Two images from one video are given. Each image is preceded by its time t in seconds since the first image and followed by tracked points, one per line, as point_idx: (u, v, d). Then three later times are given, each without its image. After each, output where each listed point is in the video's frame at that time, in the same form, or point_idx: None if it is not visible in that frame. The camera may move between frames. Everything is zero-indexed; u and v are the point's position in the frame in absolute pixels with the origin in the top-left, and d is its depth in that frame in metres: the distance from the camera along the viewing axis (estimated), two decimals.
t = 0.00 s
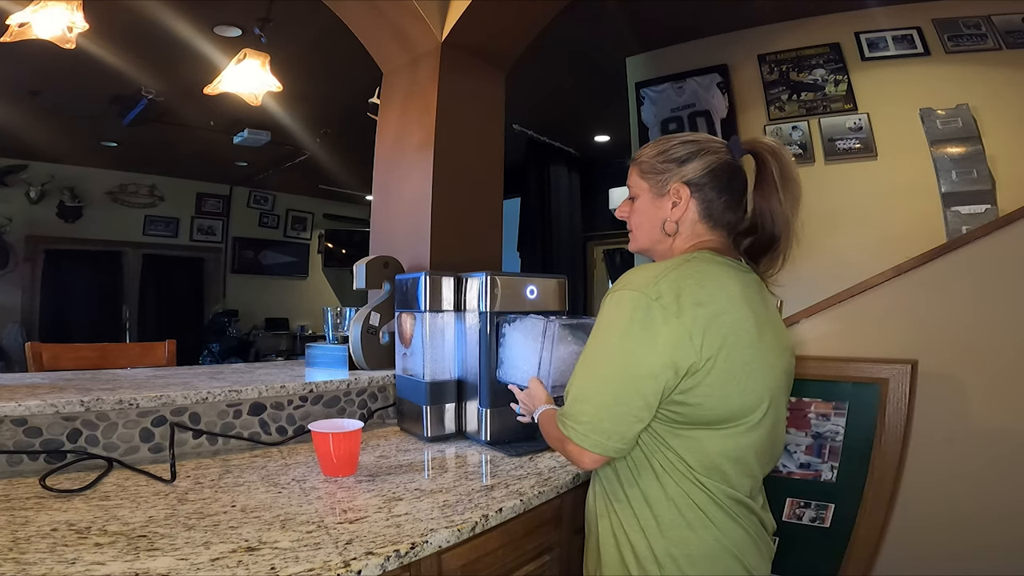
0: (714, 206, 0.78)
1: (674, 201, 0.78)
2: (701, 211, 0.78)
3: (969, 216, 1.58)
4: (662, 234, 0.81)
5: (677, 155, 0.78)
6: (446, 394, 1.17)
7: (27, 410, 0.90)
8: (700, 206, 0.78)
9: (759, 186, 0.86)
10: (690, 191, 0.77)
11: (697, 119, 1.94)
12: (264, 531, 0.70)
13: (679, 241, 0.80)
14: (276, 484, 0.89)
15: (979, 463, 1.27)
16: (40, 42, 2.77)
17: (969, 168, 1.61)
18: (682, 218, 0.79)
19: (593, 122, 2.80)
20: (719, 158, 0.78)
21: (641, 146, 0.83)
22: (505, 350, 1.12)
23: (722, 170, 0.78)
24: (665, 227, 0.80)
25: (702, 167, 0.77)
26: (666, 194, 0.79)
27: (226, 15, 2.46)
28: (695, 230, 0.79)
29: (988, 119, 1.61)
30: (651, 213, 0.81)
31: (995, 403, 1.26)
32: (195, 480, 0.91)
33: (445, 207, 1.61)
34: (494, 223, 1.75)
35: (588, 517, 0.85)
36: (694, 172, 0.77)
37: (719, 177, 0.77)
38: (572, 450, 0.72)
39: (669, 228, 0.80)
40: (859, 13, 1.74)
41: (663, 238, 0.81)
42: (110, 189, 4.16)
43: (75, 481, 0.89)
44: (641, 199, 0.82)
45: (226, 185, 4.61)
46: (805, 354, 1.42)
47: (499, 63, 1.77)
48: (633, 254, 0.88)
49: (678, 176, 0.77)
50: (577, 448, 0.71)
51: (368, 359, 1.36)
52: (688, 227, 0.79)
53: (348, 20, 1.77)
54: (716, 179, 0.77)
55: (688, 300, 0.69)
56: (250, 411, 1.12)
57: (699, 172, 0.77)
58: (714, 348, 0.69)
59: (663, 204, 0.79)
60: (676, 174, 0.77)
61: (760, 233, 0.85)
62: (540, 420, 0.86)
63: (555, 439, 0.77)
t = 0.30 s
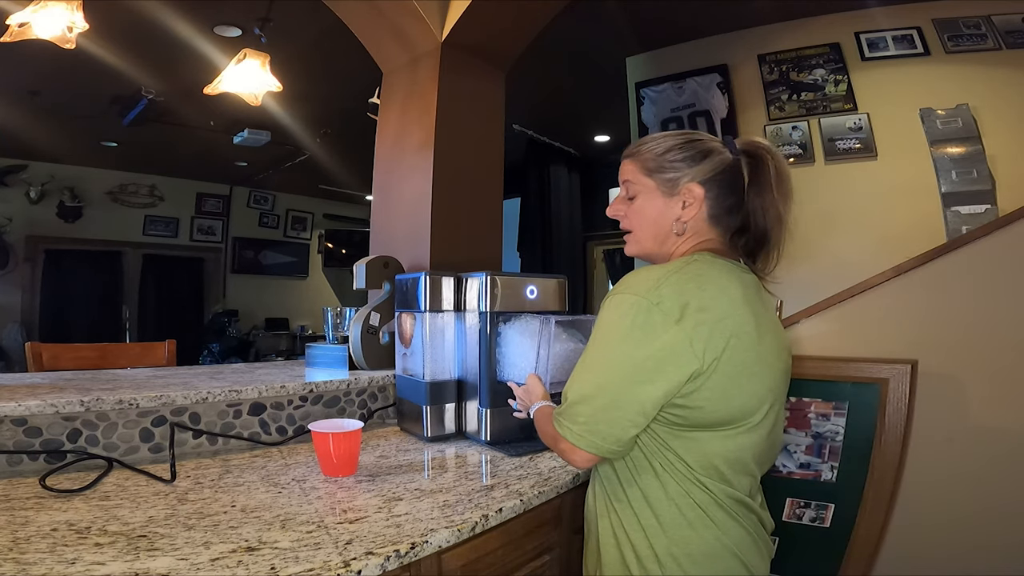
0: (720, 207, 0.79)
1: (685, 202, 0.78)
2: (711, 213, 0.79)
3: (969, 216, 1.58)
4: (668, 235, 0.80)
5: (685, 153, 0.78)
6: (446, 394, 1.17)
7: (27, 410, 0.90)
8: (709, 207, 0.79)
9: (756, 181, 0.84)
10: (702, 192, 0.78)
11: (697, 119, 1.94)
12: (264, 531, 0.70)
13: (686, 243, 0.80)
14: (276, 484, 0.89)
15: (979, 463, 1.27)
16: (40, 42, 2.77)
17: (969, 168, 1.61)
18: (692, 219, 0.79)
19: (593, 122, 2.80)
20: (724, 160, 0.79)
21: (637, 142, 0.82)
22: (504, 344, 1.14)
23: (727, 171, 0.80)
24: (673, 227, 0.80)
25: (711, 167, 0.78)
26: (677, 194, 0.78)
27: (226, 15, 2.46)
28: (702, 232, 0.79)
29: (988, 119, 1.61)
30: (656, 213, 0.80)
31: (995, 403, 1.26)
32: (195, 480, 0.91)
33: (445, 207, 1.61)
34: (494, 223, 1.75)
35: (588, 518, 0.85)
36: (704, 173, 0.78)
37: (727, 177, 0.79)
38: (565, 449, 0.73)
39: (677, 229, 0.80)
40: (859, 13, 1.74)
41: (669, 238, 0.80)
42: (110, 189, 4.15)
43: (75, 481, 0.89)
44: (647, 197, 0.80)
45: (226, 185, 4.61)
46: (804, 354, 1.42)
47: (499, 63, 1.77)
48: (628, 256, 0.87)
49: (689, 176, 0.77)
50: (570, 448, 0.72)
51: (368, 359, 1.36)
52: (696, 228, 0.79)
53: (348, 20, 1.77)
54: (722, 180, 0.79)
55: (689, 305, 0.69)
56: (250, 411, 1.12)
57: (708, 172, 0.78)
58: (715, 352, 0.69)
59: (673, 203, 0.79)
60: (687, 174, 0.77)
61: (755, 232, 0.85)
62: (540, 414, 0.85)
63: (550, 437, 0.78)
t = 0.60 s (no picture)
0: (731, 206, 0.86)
1: (710, 197, 0.83)
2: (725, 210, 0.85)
3: (969, 216, 1.58)
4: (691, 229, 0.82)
5: (713, 148, 0.82)
6: (446, 394, 1.17)
7: (26, 410, 0.90)
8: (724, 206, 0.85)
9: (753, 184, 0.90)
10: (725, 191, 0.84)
11: (697, 119, 1.94)
12: (264, 531, 0.70)
13: (704, 239, 0.83)
14: (276, 484, 0.89)
15: (978, 462, 1.27)
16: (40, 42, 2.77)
17: (969, 168, 1.61)
18: (715, 215, 0.83)
19: (593, 122, 2.80)
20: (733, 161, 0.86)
21: (659, 132, 0.83)
22: (505, 347, 1.13)
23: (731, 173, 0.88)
24: (698, 222, 0.82)
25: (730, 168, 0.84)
26: (706, 188, 0.82)
27: (225, 15, 2.45)
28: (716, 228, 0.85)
29: (988, 119, 1.61)
30: (685, 205, 0.81)
31: (995, 403, 1.26)
32: (195, 480, 0.91)
33: (445, 207, 1.61)
34: (494, 223, 1.76)
35: (592, 521, 0.84)
36: (725, 170, 0.84)
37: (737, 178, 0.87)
38: (565, 451, 0.74)
39: (700, 224, 0.83)
40: (860, 13, 1.74)
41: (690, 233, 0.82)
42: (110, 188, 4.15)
43: (75, 481, 0.89)
44: (676, 189, 0.81)
45: (226, 185, 4.61)
46: (802, 354, 1.42)
47: (499, 63, 1.77)
48: (637, 253, 0.85)
49: (717, 171, 0.82)
50: (571, 450, 0.73)
51: (368, 359, 1.36)
52: (713, 224, 0.84)
53: (348, 20, 1.77)
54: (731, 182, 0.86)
55: (704, 311, 0.69)
56: (250, 411, 1.12)
57: (728, 173, 0.84)
58: (733, 362, 0.69)
59: (702, 197, 0.82)
60: (716, 170, 0.82)
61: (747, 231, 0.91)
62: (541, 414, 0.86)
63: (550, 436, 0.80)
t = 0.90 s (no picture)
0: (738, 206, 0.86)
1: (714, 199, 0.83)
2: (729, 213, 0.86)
3: (969, 216, 1.58)
4: (692, 232, 0.83)
5: (718, 146, 0.81)
6: (446, 394, 1.17)
7: (27, 410, 0.90)
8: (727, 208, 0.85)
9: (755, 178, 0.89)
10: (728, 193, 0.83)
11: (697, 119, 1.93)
12: (264, 531, 0.70)
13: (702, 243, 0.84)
14: (276, 484, 0.89)
15: (978, 462, 1.27)
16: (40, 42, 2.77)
17: (969, 168, 1.61)
18: (717, 217, 0.84)
19: (593, 122, 2.80)
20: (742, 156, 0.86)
21: (665, 126, 0.81)
22: (503, 344, 1.16)
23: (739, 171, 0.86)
24: (699, 224, 0.83)
25: (736, 168, 0.83)
26: (711, 190, 0.82)
27: (225, 15, 2.45)
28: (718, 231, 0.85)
29: (988, 119, 1.61)
30: (688, 207, 0.82)
31: (995, 403, 1.26)
32: (195, 480, 0.91)
33: (445, 207, 1.61)
34: (494, 223, 1.76)
35: (591, 520, 0.84)
36: (732, 168, 0.83)
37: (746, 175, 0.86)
38: (544, 445, 0.81)
39: (701, 227, 0.83)
40: (859, 13, 1.73)
41: (690, 235, 0.83)
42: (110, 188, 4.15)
43: (75, 481, 0.89)
44: (677, 191, 0.81)
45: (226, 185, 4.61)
46: (802, 354, 1.43)
47: (499, 63, 1.77)
48: (633, 254, 0.86)
49: (723, 171, 0.82)
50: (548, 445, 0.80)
51: (368, 359, 1.36)
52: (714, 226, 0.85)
53: (348, 20, 1.77)
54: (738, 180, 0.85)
55: (697, 322, 0.68)
56: (250, 411, 1.12)
57: (733, 174, 0.83)
58: (728, 380, 0.69)
59: (706, 199, 0.82)
60: (722, 170, 0.82)
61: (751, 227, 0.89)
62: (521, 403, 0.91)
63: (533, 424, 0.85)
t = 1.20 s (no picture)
0: (721, 201, 0.76)
1: (677, 213, 0.76)
2: (711, 213, 0.76)
3: (969, 217, 1.58)
4: (670, 250, 0.80)
5: (655, 160, 0.74)
6: (446, 394, 1.17)
7: (27, 410, 0.90)
8: (706, 209, 0.76)
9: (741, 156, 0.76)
10: (695, 199, 0.75)
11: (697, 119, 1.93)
12: (264, 531, 0.70)
13: (688, 256, 0.79)
14: (276, 484, 0.89)
15: (978, 462, 1.27)
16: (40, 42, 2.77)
17: (968, 168, 1.61)
18: (692, 228, 0.77)
19: (593, 122, 2.80)
20: (704, 146, 0.75)
21: (600, 161, 0.79)
22: (502, 346, 1.16)
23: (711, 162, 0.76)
24: (674, 241, 0.78)
25: (693, 169, 0.74)
26: (667, 207, 0.76)
27: (225, 15, 2.45)
28: (702, 238, 0.78)
29: (988, 119, 1.61)
30: (652, 230, 0.79)
31: (995, 403, 1.26)
32: (195, 480, 0.91)
33: (445, 207, 1.61)
34: (494, 223, 1.75)
35: (591, 516, 0.85)
36: (687, 173, 0.74)
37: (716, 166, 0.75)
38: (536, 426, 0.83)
39: (679, 241, 0.78)
40: (859, 13, 1.74)
41: (669, 253, 0.80)
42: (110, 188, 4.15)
43: (75, 481, 0.89)
44: (636, 219, 0.78)
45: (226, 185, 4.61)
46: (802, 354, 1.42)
47: (499, 63, 1.77)
48: (634, 272, 0.87)
49: (672, 184, 0.74)
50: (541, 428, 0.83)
51: (368, 359, 1.36)
52: (697, 234, 0.78)
53: (348, 20, 1.77)
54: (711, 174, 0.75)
55: (702, 326, 0.68)
56: (250, 411, 1.12)
57: (693, 175, 0.74)
58: (733, 389, 0.69)
59: (667, 217, 0.77)
60: (670, 183, 0.74)
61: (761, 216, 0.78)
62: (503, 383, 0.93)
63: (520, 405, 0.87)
